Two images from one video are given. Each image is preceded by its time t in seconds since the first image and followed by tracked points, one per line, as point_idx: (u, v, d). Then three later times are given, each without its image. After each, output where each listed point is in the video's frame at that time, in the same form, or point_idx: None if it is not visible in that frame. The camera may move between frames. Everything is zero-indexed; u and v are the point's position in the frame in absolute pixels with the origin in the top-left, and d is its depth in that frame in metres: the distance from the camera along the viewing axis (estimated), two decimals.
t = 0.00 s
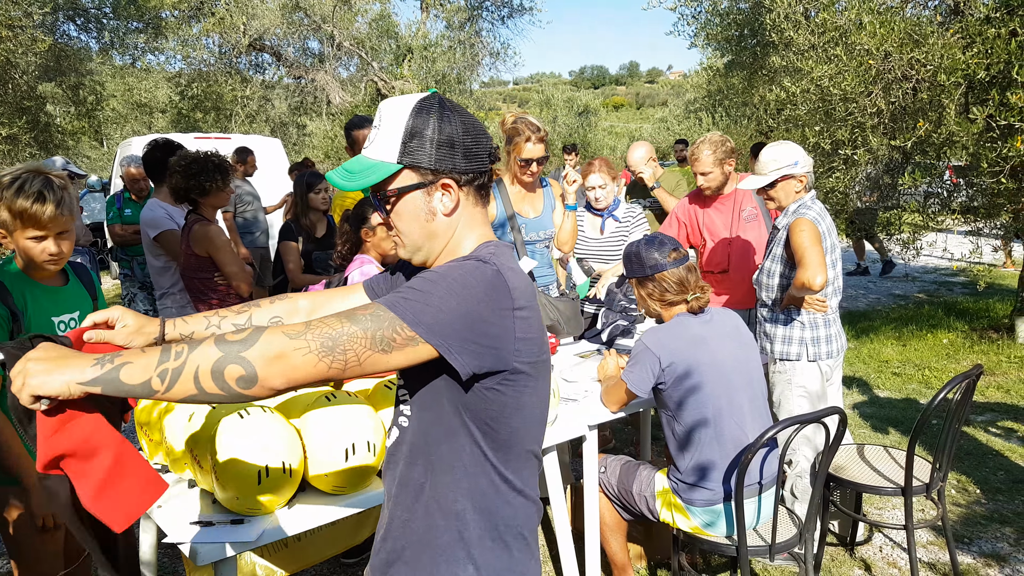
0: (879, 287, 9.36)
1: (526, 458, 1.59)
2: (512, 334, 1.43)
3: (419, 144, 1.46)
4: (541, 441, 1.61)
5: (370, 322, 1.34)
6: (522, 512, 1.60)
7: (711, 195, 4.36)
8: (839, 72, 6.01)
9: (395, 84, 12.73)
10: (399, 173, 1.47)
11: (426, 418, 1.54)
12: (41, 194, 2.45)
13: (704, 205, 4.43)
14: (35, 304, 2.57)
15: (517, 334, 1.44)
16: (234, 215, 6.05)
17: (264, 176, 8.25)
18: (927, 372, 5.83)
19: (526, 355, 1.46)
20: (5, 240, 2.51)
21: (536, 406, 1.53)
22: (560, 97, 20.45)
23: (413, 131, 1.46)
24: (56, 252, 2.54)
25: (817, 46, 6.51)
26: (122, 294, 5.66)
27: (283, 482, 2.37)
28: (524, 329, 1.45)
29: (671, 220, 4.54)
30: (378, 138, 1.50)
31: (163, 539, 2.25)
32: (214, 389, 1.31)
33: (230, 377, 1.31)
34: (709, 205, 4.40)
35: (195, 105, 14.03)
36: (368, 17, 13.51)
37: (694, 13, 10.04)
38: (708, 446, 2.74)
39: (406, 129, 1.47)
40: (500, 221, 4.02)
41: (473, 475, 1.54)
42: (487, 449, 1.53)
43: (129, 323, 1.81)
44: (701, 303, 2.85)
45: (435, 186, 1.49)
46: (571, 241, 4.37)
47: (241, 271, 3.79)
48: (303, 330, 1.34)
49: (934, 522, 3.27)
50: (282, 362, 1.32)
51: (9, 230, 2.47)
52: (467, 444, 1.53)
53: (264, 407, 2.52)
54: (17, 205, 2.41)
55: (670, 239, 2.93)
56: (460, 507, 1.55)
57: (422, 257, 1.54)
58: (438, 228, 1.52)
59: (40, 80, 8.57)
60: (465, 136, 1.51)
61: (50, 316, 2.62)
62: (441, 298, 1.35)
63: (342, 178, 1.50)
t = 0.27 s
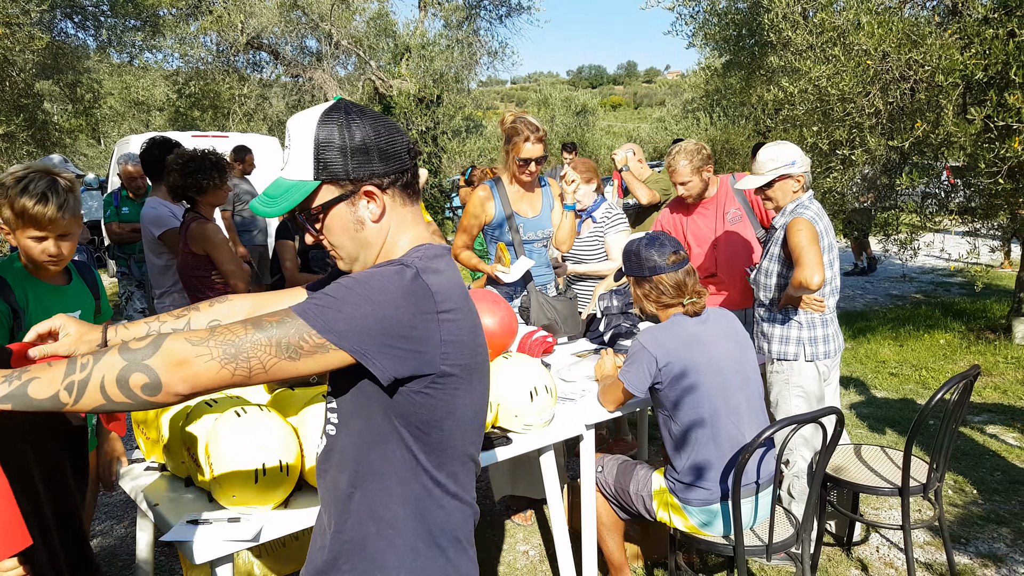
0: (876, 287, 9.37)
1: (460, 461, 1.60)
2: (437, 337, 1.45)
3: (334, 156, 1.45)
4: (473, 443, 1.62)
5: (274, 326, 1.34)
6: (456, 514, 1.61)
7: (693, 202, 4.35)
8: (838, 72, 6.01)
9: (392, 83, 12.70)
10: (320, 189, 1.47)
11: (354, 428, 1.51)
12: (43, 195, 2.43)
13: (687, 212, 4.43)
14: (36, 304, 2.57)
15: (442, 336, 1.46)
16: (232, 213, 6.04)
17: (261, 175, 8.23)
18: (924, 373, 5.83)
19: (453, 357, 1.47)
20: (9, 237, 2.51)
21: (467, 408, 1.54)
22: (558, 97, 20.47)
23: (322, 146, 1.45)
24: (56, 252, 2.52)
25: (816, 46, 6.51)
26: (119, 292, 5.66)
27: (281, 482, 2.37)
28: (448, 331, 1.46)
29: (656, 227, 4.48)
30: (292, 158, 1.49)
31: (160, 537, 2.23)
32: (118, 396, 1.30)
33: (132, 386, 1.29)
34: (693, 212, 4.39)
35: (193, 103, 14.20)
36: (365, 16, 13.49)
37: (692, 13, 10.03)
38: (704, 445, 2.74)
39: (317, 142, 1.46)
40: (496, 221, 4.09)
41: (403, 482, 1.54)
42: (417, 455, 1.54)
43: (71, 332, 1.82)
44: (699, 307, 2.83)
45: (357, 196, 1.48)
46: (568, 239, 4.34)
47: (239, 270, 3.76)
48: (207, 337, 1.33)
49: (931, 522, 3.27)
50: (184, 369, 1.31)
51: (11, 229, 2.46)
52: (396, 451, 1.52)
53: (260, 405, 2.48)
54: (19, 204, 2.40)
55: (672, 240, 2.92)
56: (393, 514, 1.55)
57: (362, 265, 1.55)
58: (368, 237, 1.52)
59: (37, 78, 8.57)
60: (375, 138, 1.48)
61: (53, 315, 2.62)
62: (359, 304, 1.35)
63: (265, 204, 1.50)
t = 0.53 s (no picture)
0: (875, 286, 9.37)
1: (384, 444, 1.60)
2: (344, 322, 1.43)
3: (245, 148, 1.45)
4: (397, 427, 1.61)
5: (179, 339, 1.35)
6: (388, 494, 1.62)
7: (690, 201, 4.36)
8: (837, 70, 6.02)
9: (392, 81, 12.68)
10: (226, 178, 1.46)
11: (272, 424, 1.51)
12: (48, 197, 2.44)
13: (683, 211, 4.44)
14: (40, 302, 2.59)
15: (349, 322, 1.44)
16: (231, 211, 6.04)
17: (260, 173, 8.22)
18: (923, 371, 5.83)
19: (363, 341, 1.46)
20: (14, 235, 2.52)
21: (383, 392, 1.54)
22: (557, 95, 20.48)
23: (236, 137, 1.46)
24: (57, 253, 2.52)
25: (815, 44, 6.50)
26: (119, 290, 5.67)
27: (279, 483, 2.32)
28: (354, 317, 1.45)
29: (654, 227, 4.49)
30: (203, 144, 1.49)
31: (158, 535, 2.23)
32: (36, 432, 1.30)
33: (50, 421, 1.30)
34: (689, 211, 4.42)
35: (192, 102, 14.09)
36: (364, 14, 13.49)
37: (691, 11, 10.01)
38: (704, 444, 2.73)
39: (231, 132, 1.46)
40: (495, 220, 4.10)
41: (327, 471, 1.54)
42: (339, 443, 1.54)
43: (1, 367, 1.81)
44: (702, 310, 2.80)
45: (264, 191, 1.48)
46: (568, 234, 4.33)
47: (237, 268, 3.76)
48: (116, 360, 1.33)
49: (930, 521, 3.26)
50: (98, 396, 1.31)
51: (15, 227, 2.47)
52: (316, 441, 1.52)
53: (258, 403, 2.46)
54: (24, 204, 2.41)
55: (687, 238, 2.89)
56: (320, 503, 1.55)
57: (257, 261, 1.53)
58: (269, 233, 1.51)
59: (35, 76, 8.58)
60: (291, 140, 1.49)
61: (54, 313, 2.63)
62: (258, 302, 1.35)
63: (166, 183, 1.48)
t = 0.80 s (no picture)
0: (870, 285, 9.41)
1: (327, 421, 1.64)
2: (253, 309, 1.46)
3: (147, 147, 1.47)
4: (335, 403, 1.66)
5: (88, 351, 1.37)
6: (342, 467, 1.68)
7: (685, 200, 4.38)
8: (832, 71, 6.05)
9: (387, 81, 12.67)
10: (128, 176, 1.47)
11: (209, 422, 1.54)
12: (49, 202, 2.45)
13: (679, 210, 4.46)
14: (42, 304, 2.60)
15: (258, 309, 1.47)
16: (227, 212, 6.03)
17: (255, 173, 8.23)
18: (918, 370, 5.86)
19: (277, 323, 1.48)
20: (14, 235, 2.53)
21: (313, 370, 1.57)
22: (552, 95, 20.51)
23: (140, 137, 1.48)
24: (56, 257, 2.55)
25: (809, 44, 6.53)
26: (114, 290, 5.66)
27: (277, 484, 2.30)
28: (263, 302, 1.47)
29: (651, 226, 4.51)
30: (107, 140, 1.50)
31: (153, 537, 2.21)
32: None
33: None
34: (684, 209, 4.43)
35: (187, 101, 13.91)
36: (360, 13, 13.47)
37: (687, 11, 10.03)
38: (701, 442, 2.75)
39: (136, 131, 1.48)
40: (493, 220, 4.10)
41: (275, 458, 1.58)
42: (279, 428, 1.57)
43: None
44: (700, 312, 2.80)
45: (164, 191, 1.49)
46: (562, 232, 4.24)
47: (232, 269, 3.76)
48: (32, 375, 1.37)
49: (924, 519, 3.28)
50: (13, 416, 1.36)
51: (15, 230, 2.49)
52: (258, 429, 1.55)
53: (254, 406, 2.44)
54: (25, 208, 2.43)
55: (691, 239, 2.87)
56: (274, 491, 1.59)
57: (159, 259, 1.55)
58: (168, 233, 1.52)
59: (29, 75, 8.57)
60: (195, 142, 1.51)
61: (52, 314, 2.62)
62: (160, 304, 1.38)
63: (67, 176, 1.49)
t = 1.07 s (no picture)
0: (862, 286, 9.46)
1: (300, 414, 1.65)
2: (216, 308, 1.45)
3: (96, 157, 1.46)
4: (307, 396, 1.66)
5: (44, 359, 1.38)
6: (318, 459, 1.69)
7: (680, 198, 4.38)
8: (825, 73, 6.09)
9: (382, 79, 12.64)
10: (80, 188, 1.45)
11: (182, 423, 1.55)
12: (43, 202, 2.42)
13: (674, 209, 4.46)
14: (36, 303, 2.59)
15: (222, 305, 1.46)
16: (220, 210, 6.02)
17: (249, 171, 8.21)
18: (909, 372, 5.89)
19: (242, 318, 1.48)
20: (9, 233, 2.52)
21: (283, 364, 1.57)
22: (547, 94, 20.54)
23: (86, 146, 1.46)
24: (49, 256, 2.53)
25: (803, 46, 6.56)
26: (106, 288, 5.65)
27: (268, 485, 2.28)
28: (226, 299, 1.47)
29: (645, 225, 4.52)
30: (49, 153, 1.47)
31: (144, 536, 2.20)
32: None
33: None
34: (679, 207, 4.44)
35: (181, 98, 14.13)
36: (355, 11, 13.46)
37: (681, 11, 10.06)
38: (693, 442, 2.75)
39: (81, 141, 1.46)
40: (487, 220, 4.10)
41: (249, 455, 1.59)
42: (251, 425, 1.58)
43: None
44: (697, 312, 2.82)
45: (119, 200, 1.49)
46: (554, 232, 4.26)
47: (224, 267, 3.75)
48: None
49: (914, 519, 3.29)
50: None
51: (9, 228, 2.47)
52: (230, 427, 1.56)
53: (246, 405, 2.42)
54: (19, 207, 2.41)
55: (696, 241, 2.87)
56: (251, 486, 1.60)
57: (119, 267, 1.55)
58: (126, 240, 1.52)
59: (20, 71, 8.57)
60: (141, 148, 1.50)
61: (45, 312, 2.61)
62: (121, 308, 1.38)
63: (13, 196, 1.46)
